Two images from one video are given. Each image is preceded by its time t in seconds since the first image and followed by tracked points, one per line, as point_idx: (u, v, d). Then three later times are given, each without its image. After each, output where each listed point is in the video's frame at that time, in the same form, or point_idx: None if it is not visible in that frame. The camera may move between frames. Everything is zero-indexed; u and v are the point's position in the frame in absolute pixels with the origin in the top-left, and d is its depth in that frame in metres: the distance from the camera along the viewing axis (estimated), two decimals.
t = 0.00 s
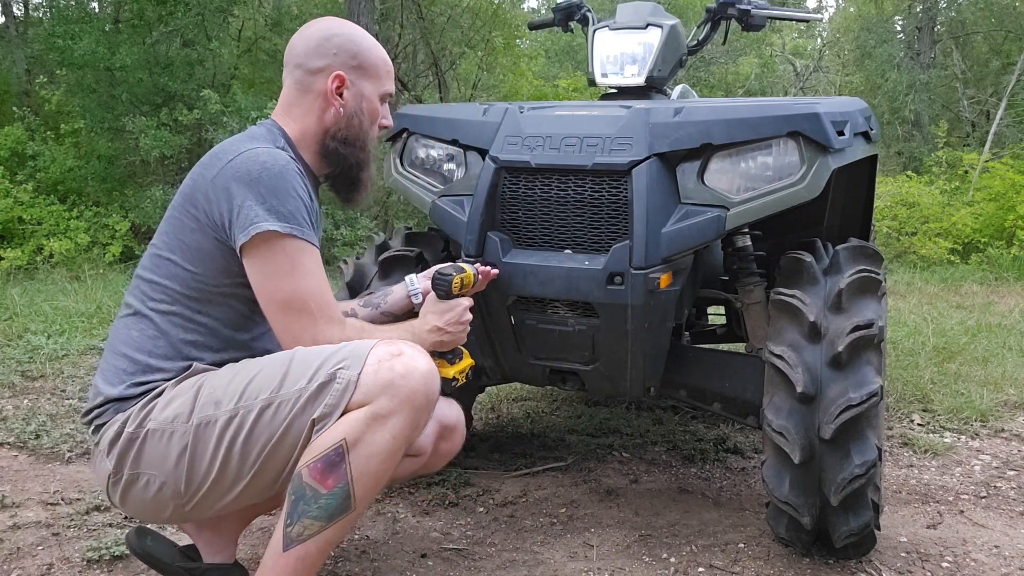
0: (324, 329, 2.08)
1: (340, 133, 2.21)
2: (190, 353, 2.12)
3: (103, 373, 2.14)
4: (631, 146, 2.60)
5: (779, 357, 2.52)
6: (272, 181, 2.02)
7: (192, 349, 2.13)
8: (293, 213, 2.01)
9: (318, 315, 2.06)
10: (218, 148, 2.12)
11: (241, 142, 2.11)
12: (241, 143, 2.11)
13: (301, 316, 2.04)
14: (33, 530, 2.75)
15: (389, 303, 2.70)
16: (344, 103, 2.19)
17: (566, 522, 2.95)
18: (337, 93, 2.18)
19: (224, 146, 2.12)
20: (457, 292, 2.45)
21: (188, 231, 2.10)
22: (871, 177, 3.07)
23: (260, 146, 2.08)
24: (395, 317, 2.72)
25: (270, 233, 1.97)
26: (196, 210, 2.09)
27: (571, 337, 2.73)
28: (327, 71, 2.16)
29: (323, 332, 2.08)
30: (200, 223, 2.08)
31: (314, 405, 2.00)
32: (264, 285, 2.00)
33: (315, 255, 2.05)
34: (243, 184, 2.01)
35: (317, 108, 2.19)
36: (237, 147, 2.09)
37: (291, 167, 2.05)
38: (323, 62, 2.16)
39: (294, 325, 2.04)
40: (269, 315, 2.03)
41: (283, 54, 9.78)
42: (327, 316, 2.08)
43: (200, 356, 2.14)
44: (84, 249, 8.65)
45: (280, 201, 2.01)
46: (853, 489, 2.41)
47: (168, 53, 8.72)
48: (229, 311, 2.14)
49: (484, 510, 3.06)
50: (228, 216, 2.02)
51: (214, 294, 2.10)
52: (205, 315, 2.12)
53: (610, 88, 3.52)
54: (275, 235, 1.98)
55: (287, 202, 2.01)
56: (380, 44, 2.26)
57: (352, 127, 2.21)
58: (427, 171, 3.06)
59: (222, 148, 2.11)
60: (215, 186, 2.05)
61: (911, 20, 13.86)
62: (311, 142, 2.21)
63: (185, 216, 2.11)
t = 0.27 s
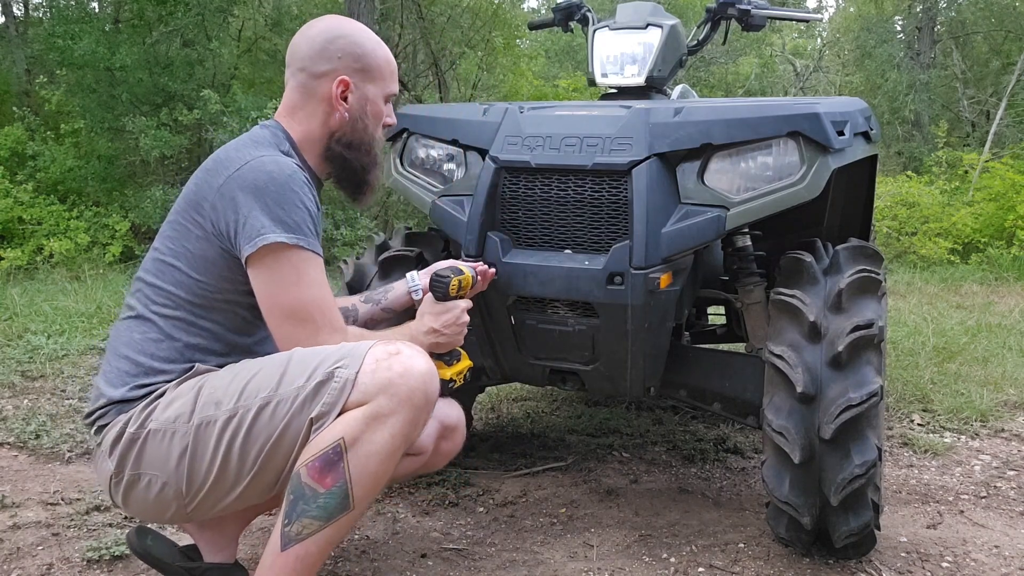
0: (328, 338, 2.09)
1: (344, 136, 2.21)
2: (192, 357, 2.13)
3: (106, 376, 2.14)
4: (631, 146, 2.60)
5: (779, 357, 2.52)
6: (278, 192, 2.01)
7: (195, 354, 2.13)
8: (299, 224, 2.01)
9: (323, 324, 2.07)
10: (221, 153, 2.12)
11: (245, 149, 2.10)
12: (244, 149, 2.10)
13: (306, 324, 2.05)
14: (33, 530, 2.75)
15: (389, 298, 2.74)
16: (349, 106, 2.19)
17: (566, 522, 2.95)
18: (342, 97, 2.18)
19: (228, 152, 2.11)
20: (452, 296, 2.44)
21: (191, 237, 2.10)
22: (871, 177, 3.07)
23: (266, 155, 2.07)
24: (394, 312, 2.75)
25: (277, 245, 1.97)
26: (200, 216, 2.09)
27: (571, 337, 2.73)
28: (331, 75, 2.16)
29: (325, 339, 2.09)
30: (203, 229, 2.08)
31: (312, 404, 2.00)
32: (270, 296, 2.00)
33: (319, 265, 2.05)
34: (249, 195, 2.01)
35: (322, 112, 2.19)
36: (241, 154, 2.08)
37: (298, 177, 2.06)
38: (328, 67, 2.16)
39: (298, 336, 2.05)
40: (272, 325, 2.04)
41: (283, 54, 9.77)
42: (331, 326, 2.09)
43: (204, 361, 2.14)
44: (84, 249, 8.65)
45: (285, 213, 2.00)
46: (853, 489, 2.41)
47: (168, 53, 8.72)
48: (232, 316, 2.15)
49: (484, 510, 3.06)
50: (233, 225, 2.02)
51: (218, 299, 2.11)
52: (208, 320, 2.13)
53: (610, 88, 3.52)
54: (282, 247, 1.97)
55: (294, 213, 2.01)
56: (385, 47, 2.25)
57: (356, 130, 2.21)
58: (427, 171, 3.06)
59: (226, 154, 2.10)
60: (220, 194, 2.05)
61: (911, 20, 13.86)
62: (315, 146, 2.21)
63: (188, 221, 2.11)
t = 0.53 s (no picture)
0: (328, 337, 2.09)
1: (344, 135, 2.21)
2: (193, 358, 2.13)
3: (108, 375, 2.14)
4: (631, 146, 2.60)
5: (779, 357, 2.52)
6: (278, 193, 2.01)
7: (197, 354, 2.13)
8: (299, 224, 2.01)
9: (323, 324, 2.07)
10: (221, 153, 2.12)
11: (245, 149, 2.09)
12: (244, 149, 2.10)
13: (306, 324, 2.05)
14: (33, 530, 2.75)
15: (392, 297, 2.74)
16: (348, 104, 2.19)
17: (566, 522, 2.95)
18: (341, 95, 2.18)
19: (227, 152, 2.11)
20: (452, 289, 2.47)
21: (193, 237, 2.10)
22: (871, 177, 3.07)
23: (266, 155, 2.07)
24: (396, 311, 2.75)
25: (276, 244, 1.97)
26: (201, 217, 2.09)
27: (571, 337, 2.73)
28: (330, 74, 2.16)
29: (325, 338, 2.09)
30: (205, 229, 2.08)
31: (310, 404, 2.00)
32: (270, 296, 2.00)
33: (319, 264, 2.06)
34: (250, 196, 2.01)
35: (321, 110, 2.19)
36: (241, 154, 2.08)
37: (298, 178, 2.06)
38: (327, 65, 2.16)
39: (298, 336, 2.06)
40: (272, 325, 2.04)
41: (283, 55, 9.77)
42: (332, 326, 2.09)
43: (206, 361, 2.14)
44: (84, 249, 8.65)
45: (286, 213, 2.00)
46: (853, 489, 2.41)
47: (168, 53, 8.72)
48: (234, 317, 2.15)
49: (484, 510, 3.06)
50: (234, 225, 2.02)
51: (220, 300, 2.11)
52: (209, 321, 2.13)
53: (610, 88, 3.52)
54: (281, 246, 1.98)
55: (294, 213, 2.01)
56: (385, 45, 2.25)
57: (356, 129, 2.22)
58: (427, 171, 3.06)
59: (225, 154, 2.10)
60: (220, 194, 2.05)
61: (911, 20, 13.86)
62: (315, 144, 2.22)
63: (190, 222, 2.11)
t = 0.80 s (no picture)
0: (325, 338, 2.09)
1: (336, 134, 2.21)
2: (190, 360, 2.12)
3: (106, 377, 2.14)
4: (631, 146, 2.60)
5: (779, 357, 2.52)
6: (273, 193, 2.01)
7: (194, 354, 2.13)
8: (295, 224, 2.01)
9: (319, 325, 2.07)
10: (217, 153, 2.12)
11: (240, 149, 2.09)
12: (240, 149, 2.10)
13: (300, 323, 2.04)
14: (33, 530, 2.75)
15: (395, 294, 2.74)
16: (340, 104, 2.19)
17: (566, 522, 2.95)
18: (333, 94, 2.18)
19: (222, 152, 2.11)
20: (453, 287, 2.48)
21: (189, 238, 2.10)
22: (871, 177, 3.08)
23: (262, 155, 2.07)
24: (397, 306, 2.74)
25: (272, 244, 1.97)
26: (198, 218, 2.08)
27: (571, 337, 2.73)
28: (323, 72, 2.16)
29: (321, 338, 2.08)
30: (201, 230, 2.08)
31: (308, 405, 2.00)
32: (267, 297, 2.00)
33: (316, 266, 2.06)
34: (245, 195, 2.01)
35: (314, 109, 2.19)
36: (236, 155, 2.08)
37: (294, 178, 2.05)
38: (319, 63, 2.16)
39: (295, 337, 2.05)
40: (269, 326, 2.04)
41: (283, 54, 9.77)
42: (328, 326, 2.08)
43: (203, 362, 2.14)
44: (84, 249, 8.64)
45: (281, 212, 2.00)
46: (853, 489, 2.41)
47: (168, 53, 8.72)
48: (231, 317, 2.15)
49: (484, 510, 3.06)
50: (229, 226, 2.02)
51: (216, 301, 2.10)
52: (207, 321, 2.13)
53: (610, 88, 3.52)
54: (276, 246, 1.97)
55: (289, 213, 2.01)
56: (379, 44, 2.25)
57: (349, 128, 2.21)
58: (427, 171, 3.06)
59: (221, 154, 2.09)
60: (216, 194, 2.05)
61: (911, 20, 13.86)
62: (307, 143, 2.21)
63: (185, 222, 2.10)
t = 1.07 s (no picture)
0: (324, 337, 2.08)
1: (333, 132, 2.21)
2: (189, 359, 2.12)
3: (105, 377, 2.15)
4: (631, 146, 2.60)
5: (779, 357, 2.52)
6: (272, 191, 2.01)
7: (193, 354, 2.13)
8: (295, 221, 2.01)
9: (319, 324, 2.06)
10: (216, 152, 2.12)
11: (239, 148, 2.09)
12: (239, 148, 2.10)
13: (300, 321, 2.04)
14: (33, 530, 2.75)
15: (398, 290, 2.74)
16: (337, 102, 2.19)
17: (566, 522, 2.95)
18: (329, 92, 2.18)
19: (221, 151, 2.11)
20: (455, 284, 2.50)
21: (188, 237, 2.10)
22: (871, 178, 3.08)
23: (260, 153, 2.07)
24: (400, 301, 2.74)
25: (271, 241, 1.97)
26: (196, 217, 2.09)
27: (571, 337, 2.73)
28: (319, 71, 2.16)
29: (321, 337, 2.08)
30: (200, 229, 2.08)
31: (307, 406, 2.00)
32: (266, 294, 2.00)
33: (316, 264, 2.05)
34: (244, 193, 2.01)
35: (311, 107, 2.19)
36: (235, 154, 2.08)
37: (293, 176, 2.05)
38: (315, 62, 2.16)
39: (295, 335, 2.05)
40: (269, 324, 2.03)
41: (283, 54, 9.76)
42: (329, 324, 2.08)
43: (203, 361, 2.14)
44: (84, 249, 8.64)
45: (281, 210, 2.00)
46: (853, 489, 2.41)
47: (168, 53, 8.72)
48: (230, 316, 2.15)
49: (484, 510, 3.06)
50: (228, 224, 2.02)
51: (215, 300, 2.10)
52: (206, 320, 2.12)
53: (610, 88, 3.52)
54: (275, 243, 1.97)
55: (288, 210, 2.01)
56: (376, 42, 2.25)
57: (345, 126, 2.21)
58: (427, 171, 3.06)
59: (220, 153, 2.10)
60: (215, 192, 2.05)
61: (911, 20, 13.86)
62: (305, 142, 2.21)
63: (184, 221, 2.10)
